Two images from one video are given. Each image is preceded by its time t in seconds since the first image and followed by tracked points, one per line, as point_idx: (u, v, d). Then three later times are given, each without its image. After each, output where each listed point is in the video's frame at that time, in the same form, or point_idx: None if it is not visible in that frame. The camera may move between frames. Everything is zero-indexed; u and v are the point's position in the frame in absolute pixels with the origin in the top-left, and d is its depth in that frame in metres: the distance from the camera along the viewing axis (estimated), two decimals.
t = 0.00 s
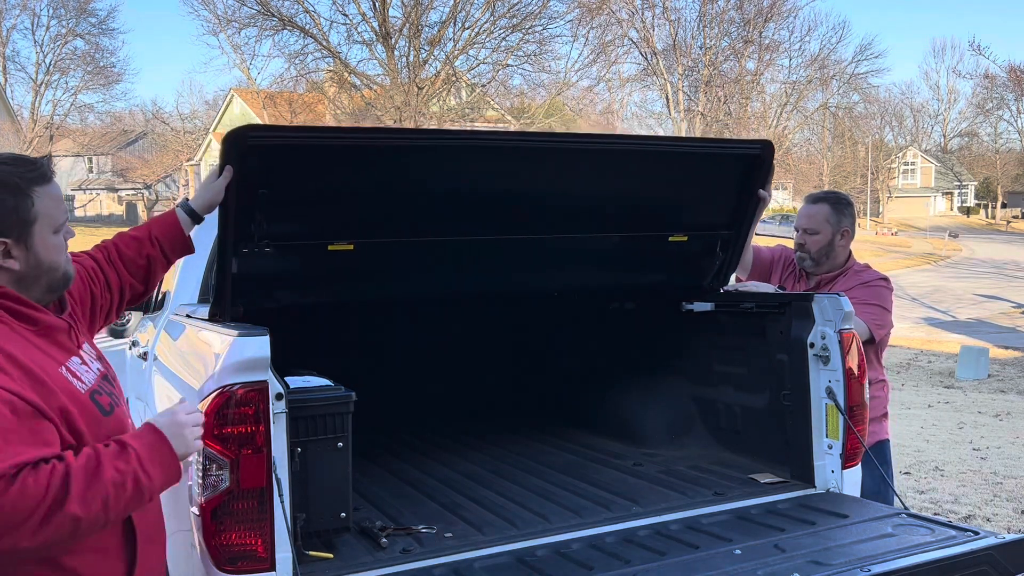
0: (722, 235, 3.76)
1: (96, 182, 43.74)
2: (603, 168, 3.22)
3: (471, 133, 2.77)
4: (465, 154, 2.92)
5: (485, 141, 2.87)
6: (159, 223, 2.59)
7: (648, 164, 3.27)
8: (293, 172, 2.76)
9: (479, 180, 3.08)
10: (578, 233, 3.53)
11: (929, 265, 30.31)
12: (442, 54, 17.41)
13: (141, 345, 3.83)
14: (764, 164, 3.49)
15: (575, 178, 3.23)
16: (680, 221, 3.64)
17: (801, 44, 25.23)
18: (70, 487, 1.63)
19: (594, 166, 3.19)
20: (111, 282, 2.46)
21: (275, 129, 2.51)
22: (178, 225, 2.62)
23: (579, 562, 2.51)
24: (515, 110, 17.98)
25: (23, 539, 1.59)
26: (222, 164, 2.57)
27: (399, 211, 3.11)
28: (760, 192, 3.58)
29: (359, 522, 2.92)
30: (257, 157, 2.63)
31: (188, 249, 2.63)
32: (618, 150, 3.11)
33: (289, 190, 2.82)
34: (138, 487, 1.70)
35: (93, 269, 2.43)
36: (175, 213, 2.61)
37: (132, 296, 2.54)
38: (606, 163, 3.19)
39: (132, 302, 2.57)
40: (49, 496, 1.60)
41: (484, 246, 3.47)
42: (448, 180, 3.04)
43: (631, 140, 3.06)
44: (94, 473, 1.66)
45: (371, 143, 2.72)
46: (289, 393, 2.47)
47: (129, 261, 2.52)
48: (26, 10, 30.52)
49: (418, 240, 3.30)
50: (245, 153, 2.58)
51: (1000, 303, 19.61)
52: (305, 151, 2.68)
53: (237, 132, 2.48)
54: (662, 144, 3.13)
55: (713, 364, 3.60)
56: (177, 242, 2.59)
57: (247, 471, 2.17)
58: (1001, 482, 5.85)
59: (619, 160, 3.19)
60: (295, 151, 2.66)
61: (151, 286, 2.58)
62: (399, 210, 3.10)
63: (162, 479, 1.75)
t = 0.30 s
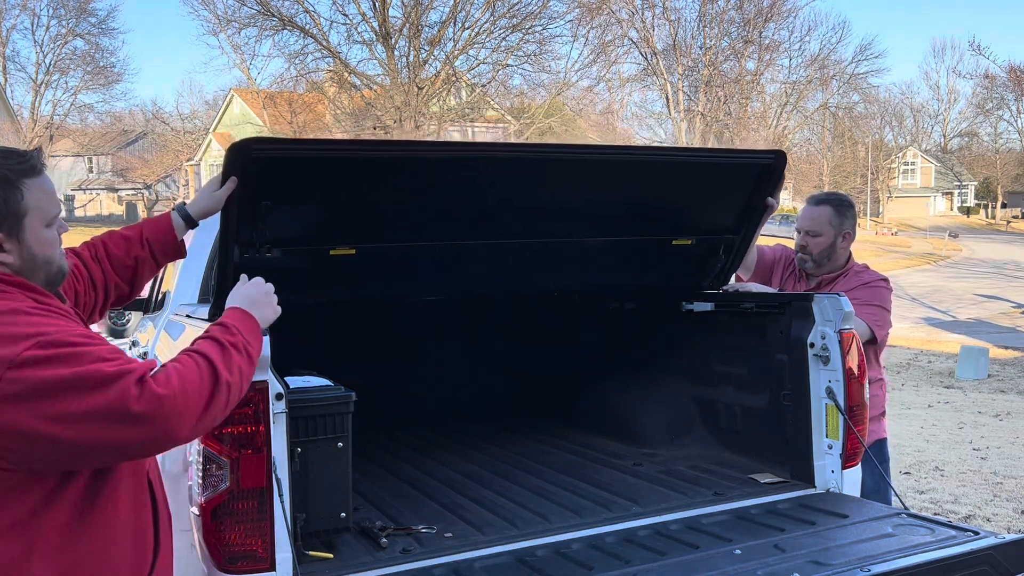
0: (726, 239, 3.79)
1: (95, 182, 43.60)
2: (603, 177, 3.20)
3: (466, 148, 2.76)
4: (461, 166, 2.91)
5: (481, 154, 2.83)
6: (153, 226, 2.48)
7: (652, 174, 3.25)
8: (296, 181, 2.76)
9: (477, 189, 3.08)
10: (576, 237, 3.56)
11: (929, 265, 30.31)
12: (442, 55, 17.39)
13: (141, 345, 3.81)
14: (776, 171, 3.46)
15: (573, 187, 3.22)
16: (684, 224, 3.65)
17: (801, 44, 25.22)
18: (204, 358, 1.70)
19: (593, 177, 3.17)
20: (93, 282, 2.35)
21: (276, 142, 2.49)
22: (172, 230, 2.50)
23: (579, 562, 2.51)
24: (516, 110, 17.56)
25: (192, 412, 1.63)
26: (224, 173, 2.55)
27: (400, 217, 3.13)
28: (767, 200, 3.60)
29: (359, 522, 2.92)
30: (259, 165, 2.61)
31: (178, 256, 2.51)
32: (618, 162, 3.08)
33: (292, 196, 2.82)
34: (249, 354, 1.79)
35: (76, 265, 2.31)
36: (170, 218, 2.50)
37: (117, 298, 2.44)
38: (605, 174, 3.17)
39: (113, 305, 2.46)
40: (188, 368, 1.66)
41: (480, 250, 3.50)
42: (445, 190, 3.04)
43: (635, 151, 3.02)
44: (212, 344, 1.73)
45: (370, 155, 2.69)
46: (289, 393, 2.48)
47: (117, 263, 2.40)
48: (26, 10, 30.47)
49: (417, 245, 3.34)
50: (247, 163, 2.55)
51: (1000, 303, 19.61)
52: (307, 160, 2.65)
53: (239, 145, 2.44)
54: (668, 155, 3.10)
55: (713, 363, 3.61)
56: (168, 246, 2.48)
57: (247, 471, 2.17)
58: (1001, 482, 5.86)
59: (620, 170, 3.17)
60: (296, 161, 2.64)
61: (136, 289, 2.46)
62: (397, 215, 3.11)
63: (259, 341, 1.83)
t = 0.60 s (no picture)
0: (728, 239, 3.82)
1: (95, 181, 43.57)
2: (602, 178, 3.18)
3: (462, 151, 2.75)
4: (457, 169, 2.90)
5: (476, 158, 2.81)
6: (156, 221, 2.42)
7: (654, 176, 3.25)
8: (297, 184, 2.75)
9: (473, 189, 3.06)
10: (577, 237, 3.56)
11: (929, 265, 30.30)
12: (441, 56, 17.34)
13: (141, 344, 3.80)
14: (778, 172, 3.46)
15: (571, 189, 3.21)
16: (686, 225, 3.66)
17: (801, 44, 25.18)
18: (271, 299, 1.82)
19: (592, 178, 3.16)
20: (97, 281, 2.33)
21: (277, 147, 2.47)
22: (176, 225, 2.45)
23: (579, 562, 2.52)
24: (515, 110, 17.98)
25: (279, 340, 1.74)
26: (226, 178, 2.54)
27: (399, 220, 3.13)
28: (769, 201, 3.59)
29: (359, 522, 2.92)
30: (260, 168, 2.60)
31: (181, 253, 2.46)
32: (616, 164, 3.07)
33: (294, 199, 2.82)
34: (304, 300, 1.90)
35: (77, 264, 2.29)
36: (172, 215, 2.44)
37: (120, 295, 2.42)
38: (603, 176, 3.16)
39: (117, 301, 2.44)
40: (263, 313, 1.76)
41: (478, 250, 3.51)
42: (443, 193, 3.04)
43: (635, 154, 3.01)
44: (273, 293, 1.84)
45: (368, 159, 2.68)
46: (289, 393, 2.48)
47: (119, 260, 2.36)
48: (26, 10, 30.42)
49: (415, 245, 3.33)
50: (249, 167, 2.54)
51: (1000, 303, 19.60)
52: (308, 164, 2.64)
53: (241, 149, 2.43)
54: (671, 158, 3.08)
55: (713, 363, 3.61)
56: (170, 244, 2.43)
57: (246, 472, 2.18)
58: (1001, 482, 5.86)
59: (620, 173, 3.16)
60: (297, 166, 2.64)
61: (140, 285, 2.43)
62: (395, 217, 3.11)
63: (305, 285, 1.95)
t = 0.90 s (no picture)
0: (727, 232, 3.82)
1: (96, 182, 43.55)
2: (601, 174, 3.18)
3: (460, 146, 2.75)
4: (449, 166, 2.89)
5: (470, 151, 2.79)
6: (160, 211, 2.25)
7: (653, 171, 3.25)
8: (296, 180, 2.75)
9: (474, 185, 3.07)
10: (577, 235, 3.56)
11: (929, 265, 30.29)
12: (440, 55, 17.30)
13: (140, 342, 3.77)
14: (776, 165, 3.45)
15: (567, 184, 3.21)
16: (685, 220, 3.66)
17: (801, 44, 25.17)
18: (304, 292, 1.95)
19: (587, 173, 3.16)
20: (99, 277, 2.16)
21: (275, 143, 2.48)
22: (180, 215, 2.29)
23: (579, 562, 2.51)
24: (515, 110, 17.94)
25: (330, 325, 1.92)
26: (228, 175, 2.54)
27: (395, 216, 3.13)
28: (767, 194, 3.60)
29: (359, 522, 2.92)
30: (259, 165, 2.60)
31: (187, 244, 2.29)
32: (613, 158, 3.07)
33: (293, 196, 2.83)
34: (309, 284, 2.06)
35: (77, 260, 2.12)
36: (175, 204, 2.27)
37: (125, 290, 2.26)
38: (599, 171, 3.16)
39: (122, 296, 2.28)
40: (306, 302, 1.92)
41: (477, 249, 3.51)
42: (435, 190, 3.03)
43: (634, 147, 3.00)
44: (292, 284, 1.97)
45: (365, 154, 2.68)
46: (289, 393, 2.49)
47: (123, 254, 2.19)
48: (26, 10, 30.39)
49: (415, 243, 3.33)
50: (248, 163, 2.54)
51: (1000, 303, 19.60)
52: (306, 160, 2.64)
53: (240, 146, 2.43)
54: (669, 151, 3.08)
55: (713, 362, 3.61)
56: (177, 236, 2.27)
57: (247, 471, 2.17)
58: (1001, 482, 5.85)
59: (617, 168, 3.17)
60: (292, 161, 2.63)
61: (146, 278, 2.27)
62: (392, 213, 3.10)
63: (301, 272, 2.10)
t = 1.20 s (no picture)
0: (727, 238, 3.82)
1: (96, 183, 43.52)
2: (602, 176, 3.17)
3: (457, 148, 2.74)
4: (447, 168, 2.88)
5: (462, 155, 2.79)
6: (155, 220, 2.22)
7: (653, 176, 3.26)
8: (296, 182, 2.76)
9: (473, 187, 3.06)
10: (577, 237, 3.57)
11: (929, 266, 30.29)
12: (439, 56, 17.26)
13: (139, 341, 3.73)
14: (778, 171, 3.45)
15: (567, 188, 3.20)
16: (685, 224, 3.67)
17: (801, 44, 25.16)
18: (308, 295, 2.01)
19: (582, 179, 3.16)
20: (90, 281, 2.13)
21: (276, 144, 2.47)
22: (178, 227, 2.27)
23: (579, 562, 2.52)
24: (515, 110, 17.97)
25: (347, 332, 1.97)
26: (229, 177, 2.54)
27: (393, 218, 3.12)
28: (767, 199, 3.59)
29: (359, 522, 2.92)
30: (260, 167, 2.60)
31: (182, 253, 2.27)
32: (610, 164, 3.08)
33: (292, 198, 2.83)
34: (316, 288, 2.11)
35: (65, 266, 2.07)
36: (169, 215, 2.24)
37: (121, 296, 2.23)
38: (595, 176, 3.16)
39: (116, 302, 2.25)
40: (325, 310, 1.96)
41: (475, 250, 3.50)
42: (431, 193, 3.03)
43: (634, 153, 3.00)
44: (292, 288, 2.05)
45: (361, 157, 2.67)
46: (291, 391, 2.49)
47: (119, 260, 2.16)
48: (26, 10, 30.38)
49: (414, 244, 3.33)
50: (250, 165, 2.54)
51: (1000, 303, 19.60)
52: (305, 163, 2.64)
53: (240, 147, 2.42)
54: (672, 155, 3.07)
55: (713, 363, 3.61)
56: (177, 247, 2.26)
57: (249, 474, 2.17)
58: (1001, 482, 5.85)
59: (614, 173, 3.17)
60: (291, 163, 2.63)
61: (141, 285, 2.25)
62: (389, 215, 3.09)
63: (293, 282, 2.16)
